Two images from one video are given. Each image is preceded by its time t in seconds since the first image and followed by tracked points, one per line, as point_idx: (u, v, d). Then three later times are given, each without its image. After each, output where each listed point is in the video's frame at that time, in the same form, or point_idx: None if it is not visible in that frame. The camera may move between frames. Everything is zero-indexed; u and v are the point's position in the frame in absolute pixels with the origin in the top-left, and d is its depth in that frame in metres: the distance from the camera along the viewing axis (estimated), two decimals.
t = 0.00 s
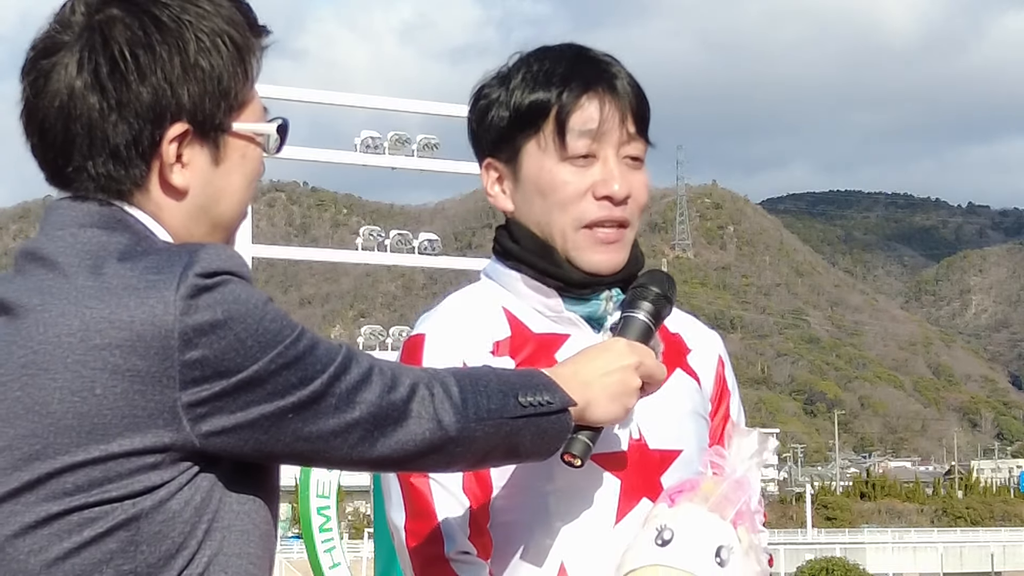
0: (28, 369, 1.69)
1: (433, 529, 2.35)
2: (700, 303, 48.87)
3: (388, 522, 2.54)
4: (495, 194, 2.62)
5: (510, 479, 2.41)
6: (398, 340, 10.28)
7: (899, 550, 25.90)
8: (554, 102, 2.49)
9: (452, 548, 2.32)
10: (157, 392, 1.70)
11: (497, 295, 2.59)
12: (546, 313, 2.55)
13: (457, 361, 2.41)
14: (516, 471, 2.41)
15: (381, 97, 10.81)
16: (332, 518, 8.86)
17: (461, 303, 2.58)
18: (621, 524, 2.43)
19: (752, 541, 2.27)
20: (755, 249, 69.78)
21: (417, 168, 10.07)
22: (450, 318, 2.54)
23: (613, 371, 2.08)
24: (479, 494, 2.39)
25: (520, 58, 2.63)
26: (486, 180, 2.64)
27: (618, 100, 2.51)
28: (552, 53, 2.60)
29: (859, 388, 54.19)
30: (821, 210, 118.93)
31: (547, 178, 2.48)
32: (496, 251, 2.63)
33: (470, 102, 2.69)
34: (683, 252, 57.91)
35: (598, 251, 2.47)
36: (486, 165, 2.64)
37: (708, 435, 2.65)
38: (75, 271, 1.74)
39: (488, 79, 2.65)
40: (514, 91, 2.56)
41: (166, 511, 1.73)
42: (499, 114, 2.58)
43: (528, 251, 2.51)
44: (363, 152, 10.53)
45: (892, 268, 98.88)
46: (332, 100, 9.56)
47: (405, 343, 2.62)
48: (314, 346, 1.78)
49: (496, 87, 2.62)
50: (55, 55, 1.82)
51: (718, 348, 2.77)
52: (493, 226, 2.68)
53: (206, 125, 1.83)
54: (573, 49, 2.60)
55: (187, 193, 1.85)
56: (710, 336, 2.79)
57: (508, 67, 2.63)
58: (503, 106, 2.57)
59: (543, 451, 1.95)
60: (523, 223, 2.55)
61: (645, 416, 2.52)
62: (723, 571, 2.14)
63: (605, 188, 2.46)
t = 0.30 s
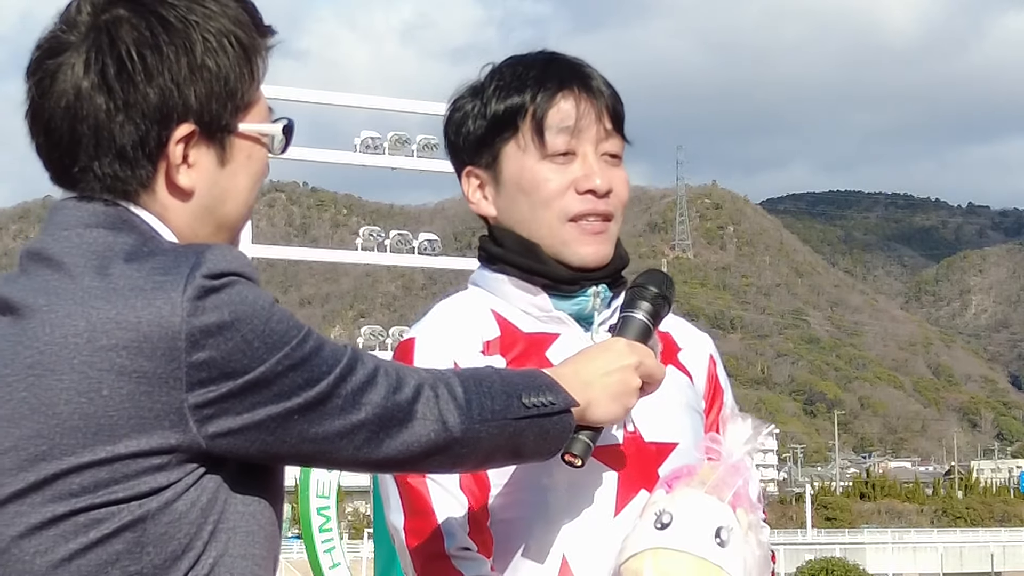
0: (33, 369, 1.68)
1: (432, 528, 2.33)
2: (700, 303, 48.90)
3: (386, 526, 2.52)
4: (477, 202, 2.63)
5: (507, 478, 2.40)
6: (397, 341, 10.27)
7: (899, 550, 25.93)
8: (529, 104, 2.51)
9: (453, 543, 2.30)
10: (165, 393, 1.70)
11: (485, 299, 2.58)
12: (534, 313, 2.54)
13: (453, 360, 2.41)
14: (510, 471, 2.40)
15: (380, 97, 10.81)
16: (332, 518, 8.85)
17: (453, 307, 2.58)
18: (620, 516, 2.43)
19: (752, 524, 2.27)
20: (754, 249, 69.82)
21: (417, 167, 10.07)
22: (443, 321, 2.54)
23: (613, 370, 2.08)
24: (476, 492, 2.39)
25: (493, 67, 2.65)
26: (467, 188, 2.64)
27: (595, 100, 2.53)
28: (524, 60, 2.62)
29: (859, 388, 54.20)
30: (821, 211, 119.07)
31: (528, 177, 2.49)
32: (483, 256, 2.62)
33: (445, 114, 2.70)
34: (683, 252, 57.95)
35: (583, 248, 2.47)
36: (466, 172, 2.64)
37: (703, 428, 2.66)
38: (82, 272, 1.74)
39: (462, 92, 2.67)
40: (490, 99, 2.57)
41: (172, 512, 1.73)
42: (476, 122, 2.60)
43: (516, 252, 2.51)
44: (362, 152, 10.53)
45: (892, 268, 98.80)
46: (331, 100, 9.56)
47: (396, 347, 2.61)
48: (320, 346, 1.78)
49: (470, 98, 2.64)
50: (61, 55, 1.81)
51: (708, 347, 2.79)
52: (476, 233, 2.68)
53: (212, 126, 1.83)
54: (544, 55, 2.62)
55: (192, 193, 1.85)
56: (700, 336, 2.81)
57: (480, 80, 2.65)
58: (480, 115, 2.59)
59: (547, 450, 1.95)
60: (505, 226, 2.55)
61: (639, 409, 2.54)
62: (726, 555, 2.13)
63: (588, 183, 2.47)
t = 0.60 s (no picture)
0: (40, 370, 1.68)
1: (430, 527, 2.31)
2: (699, 303, 48.90)
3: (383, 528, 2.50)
4: (469, 205, 2.62)
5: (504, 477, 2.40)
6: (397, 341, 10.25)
7: (899, 550, 25.95)
8: (520, 107, 2.51)
9: (451, 541, 2.28)
10: (172, 394, 1.70)
11: (478, 299, 2.57)
12: (528, 313, 2.54)
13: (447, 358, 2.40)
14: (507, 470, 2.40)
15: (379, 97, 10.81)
16: (332, 518, 8.85)
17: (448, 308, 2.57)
18: (617, 511, 2.45)
19: (749, 518, 2.27)
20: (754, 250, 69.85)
21: (416, 168, 10.08)
22: (438, 321, 2.52)
23: (613, 369, 2.08)
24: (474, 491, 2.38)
25: (484, 71, 2.65)
26: (458, 192, 2.63)
27: (584, 103, 2.54)
28: (514, 63, 2.61)
29: (859, 389, 54.18)
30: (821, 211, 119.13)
31: (520, 180, 2.49)
32: (475, 258, 2.62)
33: (436, 117, 2.70)
34: (683, 252, 57.95)
35: (578, 249, 2.47)
36: (458, 176, 2.63)
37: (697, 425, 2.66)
38: (89, 273, 1.74)
39: (453, 95, 2.67)
40: (481, 103, 2.57)
41: (178, 513, 1.72)
42: (467, 127, 2.59)
43: (509, 254, 2.51)
44: (362, 152, 10.53)
45: (891, 268, 98.80)
46: (331, 101, 9.56)
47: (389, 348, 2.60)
48: (328, 346, 1.78)
49: (461, 103, 2.64)
50: (67, 55, 1.81)
51: (700, 347, 2.80)
52: (468, 235, 2.68)
53: (219, 126, 1.82)
54: (535, 58, 2.62)
55: (199, 193, 1.85)
56: (693, 335, 2.81)
57: (471, 83, 2.65)
58: (471, 118, 2.58)
59: (549, 451, 1.95)
60: (498, 228, 2.54)
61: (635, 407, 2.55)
62: (724, 547, 2.13)
63: (579, 185, 2.47)
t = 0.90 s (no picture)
0: (44, 371, 1.68)
1: (426, 529, 2.31)
2: (699, 304, 48.96)
3: (382, 527, 2.50)
4: (467, 203, 2.61)
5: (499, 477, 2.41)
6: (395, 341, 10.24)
7: (898, 550, 25.96)
8: (519, 108, 2.51)
9: (447, 543, 2.28)
10: (175, 394, 1.69)
11: (473, 299, 2.57)
12: (523, 313, 2.54)
13: (445, 358, 2.40)
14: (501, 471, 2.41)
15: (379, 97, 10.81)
16: (331, 518, 8.84)
17: (445, 307, 2.57)
18: (614, 511, 2.45)
19: (745, 517, 2.26)
20: (755, 249, 69.85)
21: (416, 168, 10.08)
22: (436, 321, 2.51)
23: (614, 370, 2.08)
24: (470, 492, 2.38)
25: (484, 71, 2.65)
26: (456, 189, 2.63)
27: (584, 102, 2.53)
28: (513, 62, 2.61)
29: (859, 389, 54.14)
30: (822, 211, 119.14)
31: (518, 180, 2.49)
32: (472, 256, 2.62)
33: (436, 115, 2.70)
34: (683, 252, 57.93)
35: (572, 251, 2.48)
36: (456, 174, 2.63)
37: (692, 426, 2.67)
38: (93, 273, 1.73)
39: (453, 93, 2.66)
40: (480, 101, 2.56)
41: (183, 514, 1.72)
42: (466, 125, 2.59)
43: (506, 255, 2.51)
44: (362, 153, 10.53)
45: (891, 268, 98.85)
46: (331, 100, 9.55)
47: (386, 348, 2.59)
48: (331, 347, 1.78)
49: (460, 101, 2.64)
50: (72, 53, 1.81)
51: (693, 346, 2.80)
52: (466, 232, 2.67)
53: (223, 126, 1.82)
54: (534, 57, 2.62)
55: (202, 193, 1.85)
56: (687, 334, 2.81)
57: (471, 82, 2.65)
58: (470, 117, 2.58)
59: (551, 453, 1.95)
60: (495, 228, 2.55)
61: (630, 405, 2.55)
62: (721, 548, 2.13)
63: (577, 187, 2.47)
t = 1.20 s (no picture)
0: (47, 368, 1.68)
1: (423, 531, 2.32)
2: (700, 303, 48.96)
3: (380, 526, 2.51)
4: (475, 197, 2.62)
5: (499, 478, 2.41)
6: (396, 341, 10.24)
7: (898, 550, 25.96)
8: (534, 105, 2.50)
9: (445, 545, 2.29)
10: (178, 394, 1.70)
11: (477, 298, 2.58)
12: (526, 313, 2.55)
13: (447, 359, 2.40)
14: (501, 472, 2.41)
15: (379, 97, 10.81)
16: (331, 518, 8.84)
17: (447, 305, 2.57)
18: (612, 515, 2.45)
19: (742, 527, 2.26)
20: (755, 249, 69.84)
21: (417, 168, 10.09)
22: (437, 321, 2.52)
23: (617, 372, 2.07)
24: (468, 495, 2.39)
25: (498, 65, 2.63)
26: (466, 183, 2.63)
27: (598, 103, 2.52)
28: (530, 56, 2.60)
29: (859, 389, 54.15)
30: (822, 211, 119.18)
31: (528, 180, 2.48)
32: (477, 253, 2.63)
33: (448, 106, 2.69)
34: (683, 251, 57.91)
35: (578, 253, 2.48)
36: (466, 168, 2.63)
37: (692, 428, 2.66)
38: (94, 272, 1.73)
39: (465, 85, 2.66)
40: (493, 96, 2.56)
41: (184, 513, 1.72)
42: (478, 118, 2.59)
43: (512, 252, 2.51)
44: (363, 153, 10.53)
45: (891, 268, 98.85)
46: (332, 101, 9.56)
47: (389, 346, 2.60)
48: (334, 348, 1.79)
49: (473, 93, 2.63)
50: (73, 56, 1.81)
51: (696, 346, 2.79)
52: (473, 227, 2.67)
53: (225, 125, 1.82)
54: (550, 53, 2.60)
55: (206, 192, 1.85)
56: (689, 334, 2.81)
57: (483, 75, 2.64)
58: (482, 111, 2.57)
59: (554, 452, 1.95)
60: (503, 226, 2.55)
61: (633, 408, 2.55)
62: (717, 559, 2.12)
63: (587, 188, 2.46)
